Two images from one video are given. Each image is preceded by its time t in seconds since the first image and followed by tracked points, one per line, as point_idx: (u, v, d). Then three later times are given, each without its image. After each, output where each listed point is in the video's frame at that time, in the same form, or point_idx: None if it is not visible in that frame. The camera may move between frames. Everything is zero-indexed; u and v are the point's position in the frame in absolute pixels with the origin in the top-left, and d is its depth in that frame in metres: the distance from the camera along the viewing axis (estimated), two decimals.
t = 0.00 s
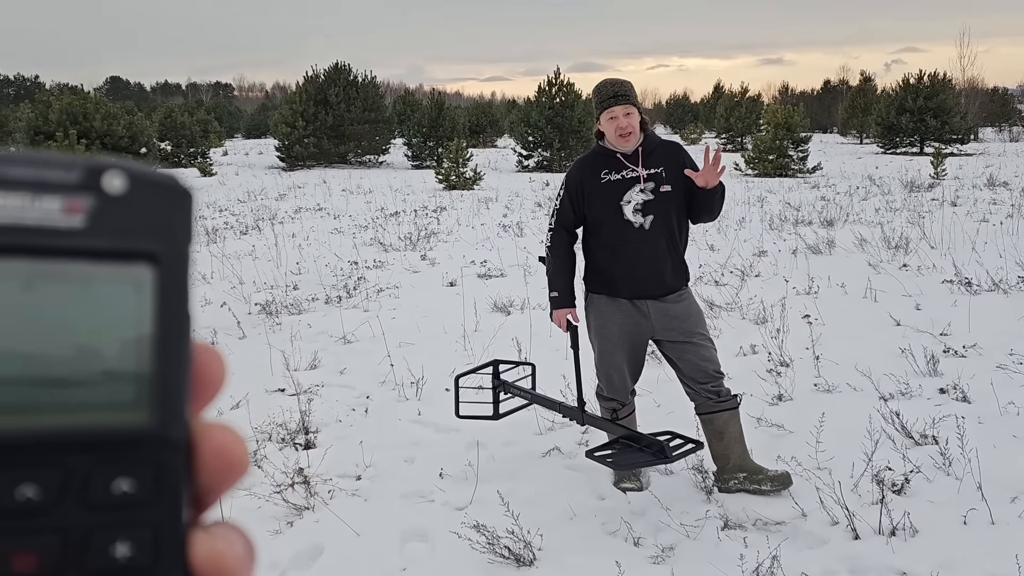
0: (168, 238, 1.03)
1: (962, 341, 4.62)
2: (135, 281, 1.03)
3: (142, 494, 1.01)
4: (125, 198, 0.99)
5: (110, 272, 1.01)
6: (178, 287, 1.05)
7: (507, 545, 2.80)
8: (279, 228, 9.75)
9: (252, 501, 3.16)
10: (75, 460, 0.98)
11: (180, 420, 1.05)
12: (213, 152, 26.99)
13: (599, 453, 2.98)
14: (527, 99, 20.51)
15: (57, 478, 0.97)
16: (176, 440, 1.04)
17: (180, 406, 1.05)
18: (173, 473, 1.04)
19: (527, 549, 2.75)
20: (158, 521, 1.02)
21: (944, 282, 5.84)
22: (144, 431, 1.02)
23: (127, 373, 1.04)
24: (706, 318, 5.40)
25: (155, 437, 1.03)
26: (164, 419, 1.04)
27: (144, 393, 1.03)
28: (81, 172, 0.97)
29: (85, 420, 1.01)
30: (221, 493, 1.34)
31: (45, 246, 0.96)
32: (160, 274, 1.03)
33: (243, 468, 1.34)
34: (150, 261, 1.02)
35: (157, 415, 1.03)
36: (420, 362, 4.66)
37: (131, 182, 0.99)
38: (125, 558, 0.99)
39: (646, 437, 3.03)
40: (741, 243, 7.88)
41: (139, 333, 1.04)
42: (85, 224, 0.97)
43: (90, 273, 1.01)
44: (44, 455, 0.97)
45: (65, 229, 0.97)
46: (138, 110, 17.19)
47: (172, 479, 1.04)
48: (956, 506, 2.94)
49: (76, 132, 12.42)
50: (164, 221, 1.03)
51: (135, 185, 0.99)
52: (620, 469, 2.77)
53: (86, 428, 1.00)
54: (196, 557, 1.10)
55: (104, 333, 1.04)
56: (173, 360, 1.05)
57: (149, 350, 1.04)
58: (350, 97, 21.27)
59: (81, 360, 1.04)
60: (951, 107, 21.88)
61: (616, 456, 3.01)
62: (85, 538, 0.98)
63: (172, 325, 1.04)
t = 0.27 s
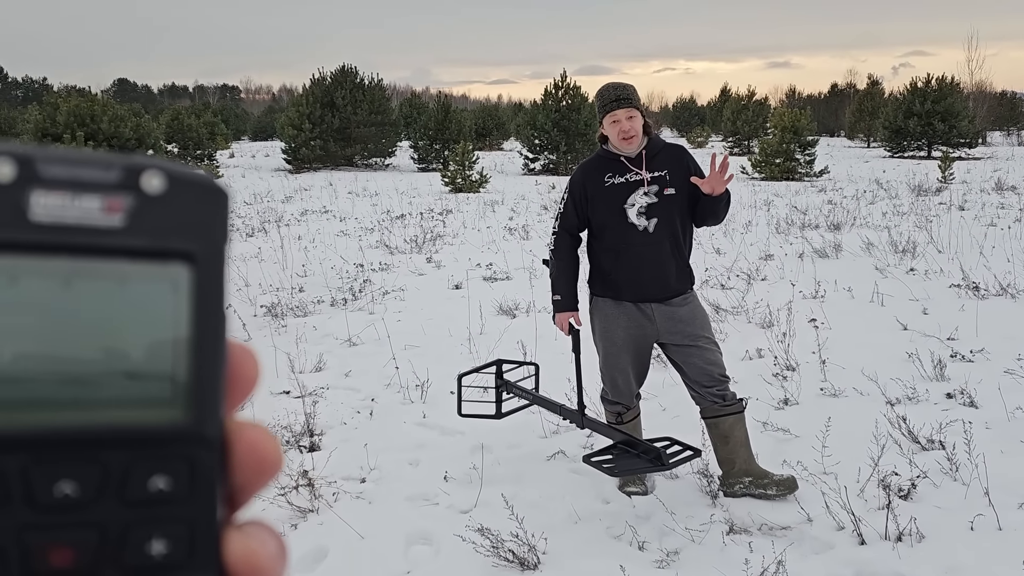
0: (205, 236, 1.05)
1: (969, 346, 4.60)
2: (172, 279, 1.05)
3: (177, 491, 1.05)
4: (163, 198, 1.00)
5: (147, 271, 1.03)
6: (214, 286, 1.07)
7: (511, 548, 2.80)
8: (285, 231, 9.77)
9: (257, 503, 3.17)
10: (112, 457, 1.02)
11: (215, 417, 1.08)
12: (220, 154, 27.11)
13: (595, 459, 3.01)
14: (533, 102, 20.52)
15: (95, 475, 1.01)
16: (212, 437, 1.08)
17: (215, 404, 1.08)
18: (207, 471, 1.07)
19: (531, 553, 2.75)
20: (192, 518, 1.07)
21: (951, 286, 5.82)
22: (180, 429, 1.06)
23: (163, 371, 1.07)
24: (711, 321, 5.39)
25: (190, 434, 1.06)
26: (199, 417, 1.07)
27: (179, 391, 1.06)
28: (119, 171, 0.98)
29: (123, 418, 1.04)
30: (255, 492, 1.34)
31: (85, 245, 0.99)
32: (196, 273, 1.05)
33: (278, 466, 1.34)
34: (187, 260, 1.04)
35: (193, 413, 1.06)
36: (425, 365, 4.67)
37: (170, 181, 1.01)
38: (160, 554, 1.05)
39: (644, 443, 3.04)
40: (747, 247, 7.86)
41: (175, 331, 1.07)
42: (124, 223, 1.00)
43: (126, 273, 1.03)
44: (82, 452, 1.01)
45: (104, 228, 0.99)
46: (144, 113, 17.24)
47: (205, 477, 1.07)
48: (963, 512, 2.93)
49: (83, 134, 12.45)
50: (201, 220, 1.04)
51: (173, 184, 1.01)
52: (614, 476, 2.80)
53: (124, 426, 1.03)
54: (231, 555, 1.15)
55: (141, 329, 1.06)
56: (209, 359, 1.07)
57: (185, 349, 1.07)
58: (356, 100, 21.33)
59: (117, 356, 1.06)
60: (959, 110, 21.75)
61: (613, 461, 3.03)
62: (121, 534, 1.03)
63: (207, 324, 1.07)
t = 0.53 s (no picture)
0: (214, 238, 1.06)
1: (969, 349, 4.60)
2: (180, 280, 1.05)
3: (185, 490, 1.05)
4: (173, 201, 1.01)
5: (156, 272, 1.04)
6: (222, 288, 1.07)
7: (510, 550, 2.80)
8: (285, 232, 9.78)
9: (256, 505, 3.17)
10: (121, 456, 1.02)
11: (222, 418, 1.09)
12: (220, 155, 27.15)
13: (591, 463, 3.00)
14: (533, 104, 20.53)
15: (104, 474, 1.01)
16: (219, 436, 1.08)
17: (223, 404, 1.08)
18: (214, 471, 1.07)
19: (529, 555, 2.75)
20: (200, 517, 1.07)
21: (951, 288, 5.82)
22: (188, 429, 1.06)
23: (171, 372, 1.07)
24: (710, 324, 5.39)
25: (198, 434, 1.06)
26: (206, 417, 1.07)
27: (187, 391, 1.06)
28: (129, 174, 0.99)
29: (131, 418, 1.04)
30: (260, 491, 1.34)
31: (95, 248, 0.99)
32: (204, 275, 1.06)
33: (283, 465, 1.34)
34: (195, 262, 1.05)
35: (200, 413, 1.07)
36: (424, 367, 4.67)
37: (180, 184, 1.02)
38: (167, 554, 1.04)
39: (639, 447, 3.04)
40: (747, 249, 7.87)
41: (184, 332, 1.07)
42: (134, 225, 1.00)
43: (135, 274, 1.03)
44: (91, 452, 1.01)
45: (114, 231, 0.99)
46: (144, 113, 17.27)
47: (213, 477, 1.07)
48: (961, 515, 2.93)
49: (83, 134, 12.50)
50: (210, 222, 1.05)
51: (182, 187, 1.01)
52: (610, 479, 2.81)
53: (133, 426, 1.03)
54: (237, 554, 1.15)
55: (150, 330, 1.06)
56: (215, 360, 1.07)
57: (194, 349, 1.07)
58: (356, 101, 21.37)
59: (126, 354, 1.06)
60: (960, 113, 21.59)
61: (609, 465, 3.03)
62: (129, 533, 1.03)
63: (215, 324, 1.07)
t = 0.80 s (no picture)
0: (210, 238, 1.06)
1: (964, 350, 4.61)
2: (175, 281, 1.05)
3: (179, 491, 1.06)
4: (169, 200, 1.01)
5: (152, 272, 1.04)
6: (217, 288, 1.08)
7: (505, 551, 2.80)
8: (281, 232, 9.79)
9: (251, 506, 3.17)
10: (116, 457, 1.02)
11: (216, 419, 1.09)
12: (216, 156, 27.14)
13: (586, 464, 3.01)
14: (529, 105, 20.56)
15: (99, 474, 1.01)
16: (214, 438, 1.08)
17: (218, 406, 1.09)
18: (209, 472, 1.08)
19: (524, 556, 2.75)
20: (194, 518, 1.07)
21: (946, 290, 5.83)
22: (183, 430, 1.06)
23: (166, 372, 1.07)
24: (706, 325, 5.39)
25: (193, 436, 1.07)
26: (201, 418, 1.07)
27: (182, 392, 1.06)
28: (125, 173, 0.99)
29: (127, 418, 1.04)
30: (255, 493, 1.34)
31: (91, 246, 0.99)
32: (200, 275, 1.06)
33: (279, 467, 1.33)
34: (191, 262, 1.05)
35: (195, 414, 1.07)
36: (419, 368, 4.67)
37: (175, 183, 1.02)
38: (161, 554, 1.05)
39: (633, 448, 3.04)
40: (742, 250, 7.88)
41: (179, 332, 1.07)
42: (129, 224, 1.00)
43: (131, 274, 1.03)
44: (86, 452, 1.01)
45: (109, 230, 0.99)
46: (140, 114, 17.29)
47: (207, 477, 1.08)
48: (956, 517, 2.93)
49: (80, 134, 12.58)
50: (206, 223, 1.05)
51: (178, 186, 1.01)
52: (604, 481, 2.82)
53: (129, 426, 1.04)
54: (231, 555, 1.16)
55: (145, 330, 1.07)
56: (210, 360, 1.07)
57: (188, 350, 1.07)
58: (353, 102, 21.39)
59: (121, 353, 1.06)
60: (954, 115, 21.77)
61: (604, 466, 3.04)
62: (124, 533, 1.03)
63: (210, 326, 1.07)
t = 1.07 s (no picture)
0: (201, 239, 1.04)
1: (956, 351, 4.63)
2: (166, 282, 1.03)
3: (169, 493, 1.04)
4: (159, 202, 0.99)
5: (143, 273, 1.02)
6: (209, 289, 1.06)
7: (499, 552, 2.80)
8: (276, 233, 9.79)
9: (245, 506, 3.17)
10: (106, 459, 1.00)
11: (207, 420, 1.07)
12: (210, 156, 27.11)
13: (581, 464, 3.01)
14: (524, 106, 20.57)
15: (88, 476, 0.99)
16: (203, 439, 1.07)
17: (207, 407, 1.07)
18: (199, 473, 1.06)
19: (519, 556, 2.75)
20: (183, 519, 1.06)
21: (938, 292, 5.86)
22: (173, 431, 1.04)
23: (157, 373, 1.05)
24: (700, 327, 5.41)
25: (183, 437, 1.05)
26: (191, 419, 1.05)
27: (172, 393, 1.04)
28: (115, 174, 0.97)
29: (116, 420, 1.02)
30: (246, 493, 1.32)
31: (81, 248, 0.97)
32: (191, 276, 1.04)
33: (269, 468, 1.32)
34: (182, 263, 1.03)
35: (185, 415, 1.05)
36: (414, 369, 4.67)
37: (166, 185, 1.00)
38: (151, 556, 1.03)
39: (628, 448, 3.05)
40: (736, 251, 7.90)
41: (170, 333, 1.05)
42: (120, 226, 0.98)
43: (122, 275, 1.01)
44: (75, 454, 0.99)
45: (100, 232, 0.98)
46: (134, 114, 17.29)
47: (197, 479, 1.06)
48: (948, 517, 2.94)
49: (75, 134, 12.63)
50: (197, 224, 1.03)
51: (169, 188, 1.00)
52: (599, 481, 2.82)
53: (118, 428, 1.02)
54: (221, 554, 1.13)
55: (136, 330, 1.05)
56: (200, 361, 1.06)
57: (179, 351, 1.05)
58: (348, 103, 21.38)
59: (112, 354, 1.04)
60: (948, 117, 21.87)
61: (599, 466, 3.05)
62: (113, 536, 1.01)
63: (200, 326, 1.05)
